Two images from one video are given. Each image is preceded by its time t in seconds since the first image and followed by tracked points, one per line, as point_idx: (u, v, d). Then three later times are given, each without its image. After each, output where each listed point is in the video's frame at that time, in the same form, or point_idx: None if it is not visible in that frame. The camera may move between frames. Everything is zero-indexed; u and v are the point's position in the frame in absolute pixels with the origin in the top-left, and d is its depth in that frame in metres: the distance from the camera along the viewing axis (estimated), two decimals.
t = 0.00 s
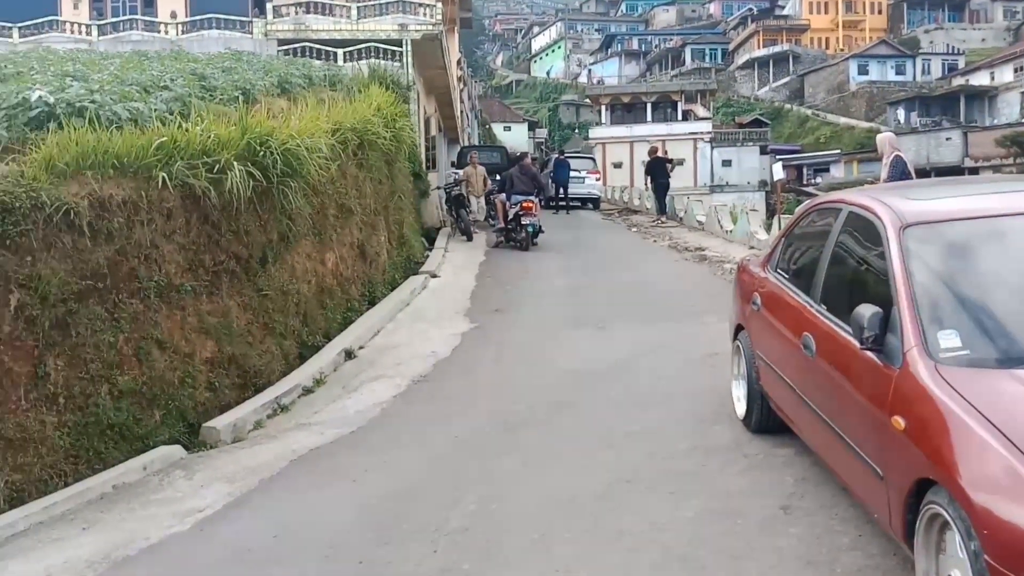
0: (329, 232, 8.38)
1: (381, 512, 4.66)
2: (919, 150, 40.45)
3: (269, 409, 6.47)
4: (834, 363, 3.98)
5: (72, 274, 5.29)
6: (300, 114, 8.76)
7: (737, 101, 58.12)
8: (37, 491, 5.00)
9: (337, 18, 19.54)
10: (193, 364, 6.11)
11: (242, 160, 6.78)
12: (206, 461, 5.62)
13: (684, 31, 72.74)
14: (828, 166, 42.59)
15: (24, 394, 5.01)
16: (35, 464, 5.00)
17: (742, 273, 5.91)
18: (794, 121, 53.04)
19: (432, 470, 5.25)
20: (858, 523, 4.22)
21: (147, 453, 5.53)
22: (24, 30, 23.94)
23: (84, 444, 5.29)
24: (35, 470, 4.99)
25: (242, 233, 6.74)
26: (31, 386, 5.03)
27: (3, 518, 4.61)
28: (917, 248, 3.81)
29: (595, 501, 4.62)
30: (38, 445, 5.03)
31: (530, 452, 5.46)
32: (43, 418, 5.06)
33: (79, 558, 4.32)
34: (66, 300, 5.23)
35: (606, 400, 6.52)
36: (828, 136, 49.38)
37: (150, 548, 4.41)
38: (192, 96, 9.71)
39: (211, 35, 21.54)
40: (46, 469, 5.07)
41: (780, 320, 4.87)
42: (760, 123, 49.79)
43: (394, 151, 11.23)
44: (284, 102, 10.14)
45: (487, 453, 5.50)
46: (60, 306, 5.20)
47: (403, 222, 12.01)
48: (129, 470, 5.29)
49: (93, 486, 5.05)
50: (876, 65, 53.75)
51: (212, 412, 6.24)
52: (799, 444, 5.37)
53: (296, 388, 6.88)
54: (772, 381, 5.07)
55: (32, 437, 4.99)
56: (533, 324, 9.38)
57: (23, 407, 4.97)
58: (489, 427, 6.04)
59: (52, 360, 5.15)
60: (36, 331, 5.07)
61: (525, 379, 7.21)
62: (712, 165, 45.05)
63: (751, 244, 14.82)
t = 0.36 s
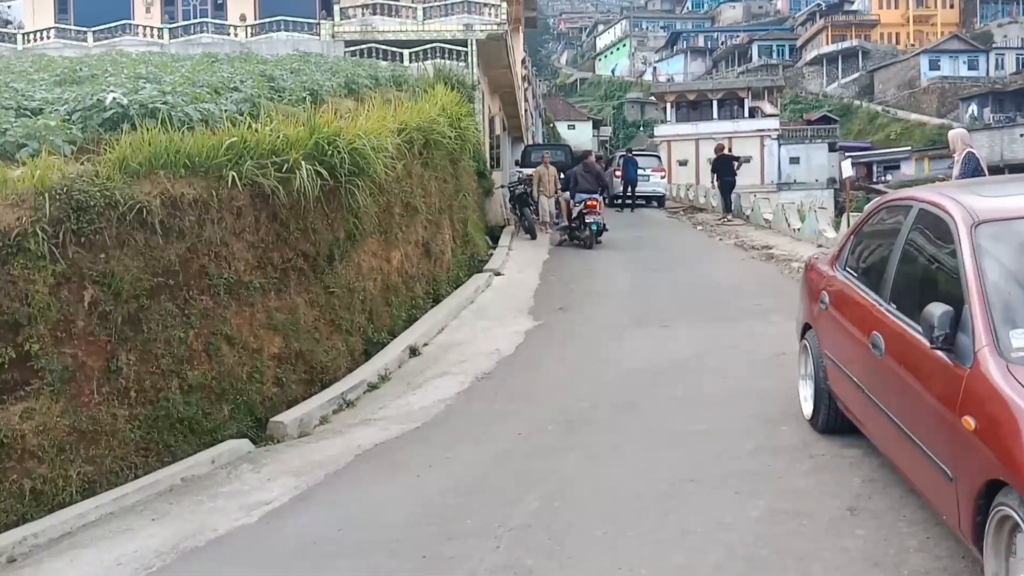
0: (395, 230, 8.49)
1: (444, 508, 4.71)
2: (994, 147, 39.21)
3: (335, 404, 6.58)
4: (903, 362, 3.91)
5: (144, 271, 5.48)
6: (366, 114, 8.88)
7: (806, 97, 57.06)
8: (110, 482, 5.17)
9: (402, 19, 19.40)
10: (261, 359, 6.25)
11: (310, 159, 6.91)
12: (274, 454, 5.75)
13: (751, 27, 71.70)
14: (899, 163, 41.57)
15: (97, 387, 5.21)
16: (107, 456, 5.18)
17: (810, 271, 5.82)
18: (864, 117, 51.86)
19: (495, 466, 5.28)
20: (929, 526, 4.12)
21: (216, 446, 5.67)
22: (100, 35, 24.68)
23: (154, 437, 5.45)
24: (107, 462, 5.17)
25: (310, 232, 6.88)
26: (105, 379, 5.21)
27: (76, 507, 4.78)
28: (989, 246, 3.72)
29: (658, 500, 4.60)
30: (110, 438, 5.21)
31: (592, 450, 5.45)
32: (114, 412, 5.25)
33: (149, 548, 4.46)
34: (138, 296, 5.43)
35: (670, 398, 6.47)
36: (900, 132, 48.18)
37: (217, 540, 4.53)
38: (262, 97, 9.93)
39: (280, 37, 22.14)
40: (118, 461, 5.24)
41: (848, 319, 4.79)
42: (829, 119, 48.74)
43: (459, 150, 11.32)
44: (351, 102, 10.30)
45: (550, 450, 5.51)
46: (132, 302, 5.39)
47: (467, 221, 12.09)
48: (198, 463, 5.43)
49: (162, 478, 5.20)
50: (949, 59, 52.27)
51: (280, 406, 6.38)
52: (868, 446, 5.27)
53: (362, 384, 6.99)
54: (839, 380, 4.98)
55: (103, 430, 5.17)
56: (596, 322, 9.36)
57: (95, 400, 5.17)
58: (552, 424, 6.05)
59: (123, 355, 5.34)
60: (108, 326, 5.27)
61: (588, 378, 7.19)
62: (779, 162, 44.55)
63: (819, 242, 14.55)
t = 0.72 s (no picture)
0: (435, 229, 8.53)
1: (483, 505, 4.73)
2: None
3: (375, 402, 6.63)
4: (949, 362, 3.85)
5: (189, 269, 5.57)
6: (409, 113, 8.94)
7: (850, 96, 56.26)
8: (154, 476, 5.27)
9: (445, 19, 19.27)
10: (304, 356, 6.32)
11: (353, 158, 6.97)
12: (314, 451, 5.81)
13: (794, 25, 70.84)
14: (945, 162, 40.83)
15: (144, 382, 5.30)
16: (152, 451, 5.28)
17: (854, 271, 5.75)
18: (910, 116, 51.01)
19: (535, 465, 5.29)
20: (974, 529, 4.06)
21: (259, 442, 5.73)
22: (147, 35, 25.07)
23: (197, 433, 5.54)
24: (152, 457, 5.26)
25: (352, 230, 6.94)
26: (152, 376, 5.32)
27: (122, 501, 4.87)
28: None
29: (698, 501, 4.58)
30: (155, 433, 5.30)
31: (631, 449, 5.44)
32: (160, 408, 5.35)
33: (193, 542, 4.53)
34: (183, 293, 5.53)
35: (711, 399, 6.43)
36: (946, 130, 47.32)
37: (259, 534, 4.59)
38: (306, 97, 10.03)
39: (322, 36, 22.47)
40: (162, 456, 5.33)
41: (893, 319, 4.72)
42: (874, 118, 47.97)
43: (499, 150, 11.34)
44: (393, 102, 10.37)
45: (589, 449, 5.51)
46: (177, 299, 5.50)
47: (507, 220, 12.11)
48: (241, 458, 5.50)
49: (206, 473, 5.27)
50: (998, 57, 51.22)
51: (321, 403, 6.44)
52: (913, 448, 5.19)
53: (402, 381, 7.03)
54: (884, 381, 4.92)
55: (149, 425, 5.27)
56: (636, 322, 9.32)
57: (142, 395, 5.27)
58: (592, 423, 6.04)
59: (168, 352, 5.45)
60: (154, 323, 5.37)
61: (628, 377, 7.17)
62: (823, 161, 43.95)
63: (864, 242, 14.34)
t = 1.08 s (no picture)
0: (459, 228, 8.56)
1: (506, 503, 4.74)
2: None
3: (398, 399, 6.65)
4: (977, 364, 3.82)
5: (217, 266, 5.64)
6: (433, 113, 8.98)
7: (877, 95, 55.75)
8: (180, 472, 5.32)
9: (469, 19, 19.32)
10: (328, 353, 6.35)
11: (378, 157, 7.02)
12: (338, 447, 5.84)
13: (821, 24, 70.27)
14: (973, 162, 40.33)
15: (171, 379, 5.36)
16: (178, 446, 5.32)
17: (881, 272, 5.71)
18: (938, 116, 50.46)
19: (557, 463, 5.30)
20: (1002, 532, 4.02)
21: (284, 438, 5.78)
22: (175, 35, 25.30)
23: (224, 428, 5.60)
24: (178, 452, 5.31)
25: (377, 229, 6.98)
26: (179, 373, 5.38)
27: (147, 496, 4.92)
28: None
29: (722, 501, 4.56)
30: (181, 428, 5.36)
31: (655, 449, 5.42)
32: (186, 404, 5.40)
33: (219, 536, 4.58)
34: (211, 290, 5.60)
35: (734, 399, 6.41)
36: (975, 131, 46.78)
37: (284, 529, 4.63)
38: (332, 96, 10.08)
39: (348, 36, 22.47)
40: (189, 451, 5.38)
41: (921, 320, 4.69)
42: (902, 118, 47.52)
43: (523, 150, 11.34)
44: (418, 101, 10.40)
45: (612, 448, 5.50)
46: (205, 296, 5.57)
47: (530, 220, 12.11)
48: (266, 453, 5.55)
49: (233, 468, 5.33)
50: None
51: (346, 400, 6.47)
52: (939, 450, 5.15)
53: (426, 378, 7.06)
54: (910, 383, 4.88)
55: (175, 420, 5.32)
56: (659, 322, 9.30)
57: (169, 391, 5.32)
58: (615, 423, 6.04)
59: (196, 348, 5.49)
60: (182, 319, 5.44)
61: (650, 377, 7.16)
62: (849, 162, 43.49)
63: (891, 243, 14.22)
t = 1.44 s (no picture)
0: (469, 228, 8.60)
1: (517, 501, 4.78)
2: None
3: (409, 397, 6.70)
4: (989, 366, 3.84)
5: (230, 264, 5.70)
6: (445, 113, 9.03)
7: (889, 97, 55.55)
8: (192, 467, 5.36)
9: (481, 20, 19.43)
10: (339, 352, 6.39)
11: (390, 158, 7.07)
12: (348, 445, 5.88)
13: (833, 25, 70.04)
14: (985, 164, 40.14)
15: (184, 374, 5.41)
16: (191, 441, 5.36)
17: (892, 275, 5.72)
18: (951, 118, 50.25)
19: (567, 463, 5.33)
20: (1011, 535, 4.03)
21: (295, 435, 5.81)
22: (189, 35, 25.42)
23: (235, 424, 5.63)
24: (191, 447, 5.34)
25: (387, 229, 7.04)
26: (191, 369, 5.43)
27: (159, 491, 4.97)
28: None
29: (731, 502, 4.59)
30: (194, 424, 5.39)
31: (665, 450, 5.45)
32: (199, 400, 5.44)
33: (231, 531, 4.63)
34: (224, 288, 5.65)
35: (744, 400, 6.44)
36: (987, 133, 46.56)
37: (295, 525, 4.67)
38: (345, 97, 10.14)
39: (360, 37, 22.73)
40: (201, 446, 5.42)
41: (932, 323, 4.71)
42: (914, 120, 47.36)
43: (533, 150, 11.38)
44: (428, 102, 10.46)
45: (622, 449, 5.53)
46: (219, 293, 5.62)
47: (539, 220, 12.15)
48: (278, 450, 5.59)
49: (244, 464, 5.37)
50: None
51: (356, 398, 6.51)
52: (949, 452, 5.16)
53: (436, 377, 7.10)
54: (921, 386, 4.90)
55: (188, 417, 5.36)
56: (669, 323, 9.33)
57: (183, 387, 5.37)
58: (624, 423, 6.06)
59: (209, 345, 5.55)
60: (195, 316, 5.50)
61: (660, 378, 7.18)
62: (860, 164, 43.37)
63: (902, 246, 14.17)
